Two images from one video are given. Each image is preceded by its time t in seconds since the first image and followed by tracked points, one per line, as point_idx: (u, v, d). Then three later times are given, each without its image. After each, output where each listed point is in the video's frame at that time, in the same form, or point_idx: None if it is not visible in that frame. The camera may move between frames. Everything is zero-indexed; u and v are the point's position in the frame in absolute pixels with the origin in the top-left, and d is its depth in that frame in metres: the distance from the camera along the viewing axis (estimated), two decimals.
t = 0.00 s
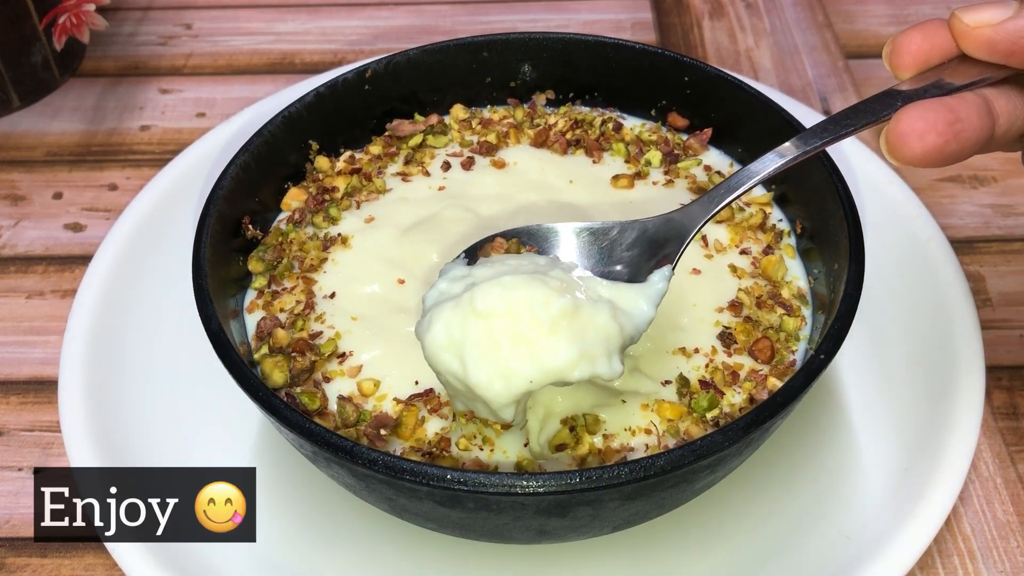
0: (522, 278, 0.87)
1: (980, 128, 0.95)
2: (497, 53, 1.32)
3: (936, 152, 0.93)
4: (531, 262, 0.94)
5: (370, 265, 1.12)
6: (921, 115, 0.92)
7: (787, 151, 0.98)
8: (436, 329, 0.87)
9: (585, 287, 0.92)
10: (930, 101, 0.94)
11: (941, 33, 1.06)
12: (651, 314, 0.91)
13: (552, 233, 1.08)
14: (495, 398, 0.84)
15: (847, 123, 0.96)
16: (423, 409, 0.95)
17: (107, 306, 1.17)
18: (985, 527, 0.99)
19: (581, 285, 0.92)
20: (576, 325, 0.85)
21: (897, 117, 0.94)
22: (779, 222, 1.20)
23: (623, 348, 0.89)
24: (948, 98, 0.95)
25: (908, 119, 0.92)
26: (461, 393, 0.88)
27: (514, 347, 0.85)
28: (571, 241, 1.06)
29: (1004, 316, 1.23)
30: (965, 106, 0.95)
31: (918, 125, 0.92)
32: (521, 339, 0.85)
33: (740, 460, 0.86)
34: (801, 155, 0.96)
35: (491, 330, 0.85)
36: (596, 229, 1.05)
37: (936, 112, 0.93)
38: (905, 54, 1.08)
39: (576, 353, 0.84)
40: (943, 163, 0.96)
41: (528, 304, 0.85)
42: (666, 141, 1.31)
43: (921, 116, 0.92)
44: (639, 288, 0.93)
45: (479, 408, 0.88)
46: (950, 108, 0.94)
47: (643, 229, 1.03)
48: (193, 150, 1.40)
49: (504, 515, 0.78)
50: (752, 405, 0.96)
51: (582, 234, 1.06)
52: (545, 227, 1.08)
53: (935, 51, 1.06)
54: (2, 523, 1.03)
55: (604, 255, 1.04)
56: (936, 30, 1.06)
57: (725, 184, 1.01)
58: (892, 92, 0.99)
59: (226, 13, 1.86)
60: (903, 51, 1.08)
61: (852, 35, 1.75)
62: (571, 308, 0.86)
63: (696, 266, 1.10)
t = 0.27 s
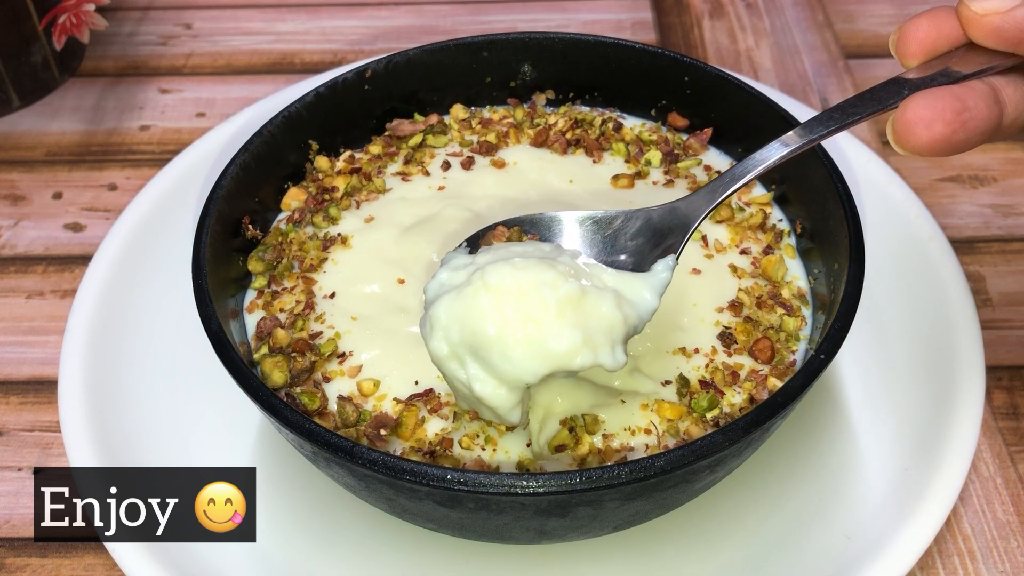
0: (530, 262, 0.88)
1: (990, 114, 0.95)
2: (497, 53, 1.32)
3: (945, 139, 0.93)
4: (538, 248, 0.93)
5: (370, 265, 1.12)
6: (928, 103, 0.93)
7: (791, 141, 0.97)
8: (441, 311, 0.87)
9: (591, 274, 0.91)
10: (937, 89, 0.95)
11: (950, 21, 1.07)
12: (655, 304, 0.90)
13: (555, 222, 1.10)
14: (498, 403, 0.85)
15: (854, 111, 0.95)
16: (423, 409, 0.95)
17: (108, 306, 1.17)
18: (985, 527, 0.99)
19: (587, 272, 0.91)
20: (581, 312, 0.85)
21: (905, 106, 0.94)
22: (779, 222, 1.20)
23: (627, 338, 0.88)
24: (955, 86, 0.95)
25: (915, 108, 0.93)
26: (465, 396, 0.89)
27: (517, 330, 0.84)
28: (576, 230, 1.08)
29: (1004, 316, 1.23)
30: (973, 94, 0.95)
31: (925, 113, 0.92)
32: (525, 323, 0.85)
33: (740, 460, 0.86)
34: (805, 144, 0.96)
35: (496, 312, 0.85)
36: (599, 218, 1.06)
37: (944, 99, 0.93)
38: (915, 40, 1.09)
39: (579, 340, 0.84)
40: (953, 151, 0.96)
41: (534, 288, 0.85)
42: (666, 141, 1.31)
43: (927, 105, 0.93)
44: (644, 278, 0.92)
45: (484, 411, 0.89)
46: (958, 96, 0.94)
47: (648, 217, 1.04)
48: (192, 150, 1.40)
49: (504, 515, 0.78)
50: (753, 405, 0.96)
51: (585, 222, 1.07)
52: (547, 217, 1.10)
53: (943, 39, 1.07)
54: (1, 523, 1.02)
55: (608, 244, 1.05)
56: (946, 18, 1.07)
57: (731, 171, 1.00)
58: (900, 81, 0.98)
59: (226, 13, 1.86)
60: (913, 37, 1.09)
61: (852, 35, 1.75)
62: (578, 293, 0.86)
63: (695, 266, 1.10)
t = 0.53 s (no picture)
0: (537, 254, 0.87)
1: (998, 105, 0.97)
2: (497, 53, 1.32)
3: (952, 131, 0.95)
4: (542, 241, 0.92)
5: (370, 264, 1.12)
6: (936, 96, 0.94)
7: (798, 134, 0.97)
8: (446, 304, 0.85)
9: (597, 266, 0.90)
10: (945, 81, 0.95)
11: (958, 12, 1.07)
12: (661, 297, 0.90)
13: (560, 215, 1.09)
14: (509, 411, 0.86)
15: (863, 103, 0.95)
16: (422, 409, 0.95)
17: (108, 306, 1.17)
18: (986, 527, 0.98)
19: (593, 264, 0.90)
20: (587, 305, 0.85)
21: (912, 98, 0.95)
22: (780, 222, 1.20)
23: (632, 333, 0.88)
24: (963, 78, 0.96)
25: (922, 102, 0.94)
26: (472, 400, 0.89)
27: (524, 322, 0.83)
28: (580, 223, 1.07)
29: (1004, 316, 1.23)
30: (980, 86, 0.96)
31: (933, 106, 0.93)
32: (532, 315, 0.83)
33: (740, 460, 0.86)
34: (811, 137, 0.96)
35: (502, 303, 0.84)
36: (605, 211, 1.06)
37: (953, 91, 0.94)
38: (922, 32, 1.09)
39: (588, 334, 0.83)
40: (959, 144, 0.98)
41: (541, 280, 0.85)
42: (666, 140, 1.31)
43: (935, 97, 0.94)
44: (650, 273, 0.92)
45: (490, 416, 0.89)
46: (966, 89, 0.95)
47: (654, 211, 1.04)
48: (192, 150, 1.40)
49: (504, 515, 0.78)
50: (753, 405, 0.96)
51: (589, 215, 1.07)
52: (553, 210, 1.10)
53: (951, 32, 1.08)
54: (1, 523, 1.02)
55: (615, 238, 1.04)
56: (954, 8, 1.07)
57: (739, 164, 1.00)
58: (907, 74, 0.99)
59: (226, 13, 1.86)
60: (919, 29, 1.10)
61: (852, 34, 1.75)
62: (587, 286, 0.85)
63: (696, 266, 1.10)
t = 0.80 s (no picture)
0: (546, 235, 0.88)
1: (1005, 89, 0.98)
2: (497, 53, 1.32)
3: (960, 115, 0.95)
4: (552, 222, 0.93)
5: (370, 264, 1.12)
6: (947, 78, 0.94)
7: (805, 116, 0.97)
8: (456, 283, 0.88)
9: (606, 250, 0.91)
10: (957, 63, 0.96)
11: None
12: (667, 281, 0.91)
13: (565, 199, 1.11)
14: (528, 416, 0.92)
15: (872, 85, 0.95)
16: (422, 409, 0.95)
17: (108, 305, 1.17)
18: (986, 527, 0.98)
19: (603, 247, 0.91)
20: (594, 288, 0.86)
21: (922, 81, 0.95)
22: (779, 222, 1.20)
23: (638, 317, 0.88)
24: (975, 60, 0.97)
25: (933, 83, 0.94)
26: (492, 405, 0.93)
27: (531, 303, 0.85)
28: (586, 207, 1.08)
29: (1004, 316, 1.23)
30: (991, 69, 0.96)
31: (944, 88, 0.94)
32: (539, 296, 0.85)
33: (740, 460, 0.86)
34: (820, 120, 0.96)
35: (510, 283, 0.86)
36: (610, 195, 1.07)
37: (965, 74, 0.94)
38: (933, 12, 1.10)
39: (594, 316, 0.84)
40: (966, 127, 0.98)
41: (550, 262, 0.86)
42: (666, 140, 1.31)
43: (946, 79, 0.94)
44: (656, 257, 0.92)
45: (513, 426, 0.93)
46: (978, 71, 0.95)
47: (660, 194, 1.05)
48: (192, 150, 1.40)
49: (504, 515, 0.78)
50: (753, 405, 0.96)
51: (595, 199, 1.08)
52: (557, 193, 1.11)
53: (962, 12, 1.09)
54: (1, 523, 1.02)
55: (621, 222, 1.06)
56: None
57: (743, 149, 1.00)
58: (916, 55, 0.98)
59: (226, 13, 1.86)
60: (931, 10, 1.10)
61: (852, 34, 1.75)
62: (595, 270, 0.86)
63: (696, 266, 1.10)
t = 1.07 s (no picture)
0: (545, 229, 0.88)
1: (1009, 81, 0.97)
2: (497, 53, 1.32)
3: (962, 108, 0.95)
4: (549, 216, 0.94)
5: (370, 264, 1.12)
6: (947, 71, 0.94)
7: (805, 110, 0.98)
8: (452, 276, 0.87)
9: (604, 244, 0.91)
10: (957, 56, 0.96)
11: None
12: (666, 275, 0.91)
13: (563, 193, 1.11)
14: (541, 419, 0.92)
15: (872, 78, 0.95)
16: (422, 409, 0.95)
17: (108, 305, 1.17)
18: (986, 527, 0.98)
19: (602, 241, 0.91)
20: (593, 282, 0.86)
21: (923, 73, 0.95)
22: (779, 222, 1.20)
23: (637, 312, 0.89)
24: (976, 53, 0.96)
25: (933, 76, 0.94)
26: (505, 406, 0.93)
27: (529, 296, 0.85)
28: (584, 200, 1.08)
29: (1004, 316, 1.23)
30: (992, 61, 0.96)
31: (944, 81, 0.93)
32: (538, 289, 0.85)
33: (740, 460, 0.86)
34: (820, 113, 0.96)
35: (508, 277, 0.86)
36: (608, 188, 1.06)
37: (965, 66, 0.94)
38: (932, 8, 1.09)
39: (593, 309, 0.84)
40: (967, 120, 0.98)
41: (548, 255, 0.86)
42: (666, 139, 1.31)
43: (946, 72, 0.94)
44: (655, 251, 0.92)
45: (515, 415, 0.93)
46: (980, 63, 0.95)
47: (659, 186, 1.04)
48: (192, 150, 1.40)
49: (504, 515, 0.78)
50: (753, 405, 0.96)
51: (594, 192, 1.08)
52: (555, 187, 1.11)
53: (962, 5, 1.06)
54: (1, 523, 1.02)
55: (619, 215, 1.05)
56: None
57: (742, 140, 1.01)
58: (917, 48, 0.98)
59: (226, 13, 1.86)
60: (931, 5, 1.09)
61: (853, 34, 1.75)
62: (593, 263, 0.87)
63: (696, 266, 1.10)
